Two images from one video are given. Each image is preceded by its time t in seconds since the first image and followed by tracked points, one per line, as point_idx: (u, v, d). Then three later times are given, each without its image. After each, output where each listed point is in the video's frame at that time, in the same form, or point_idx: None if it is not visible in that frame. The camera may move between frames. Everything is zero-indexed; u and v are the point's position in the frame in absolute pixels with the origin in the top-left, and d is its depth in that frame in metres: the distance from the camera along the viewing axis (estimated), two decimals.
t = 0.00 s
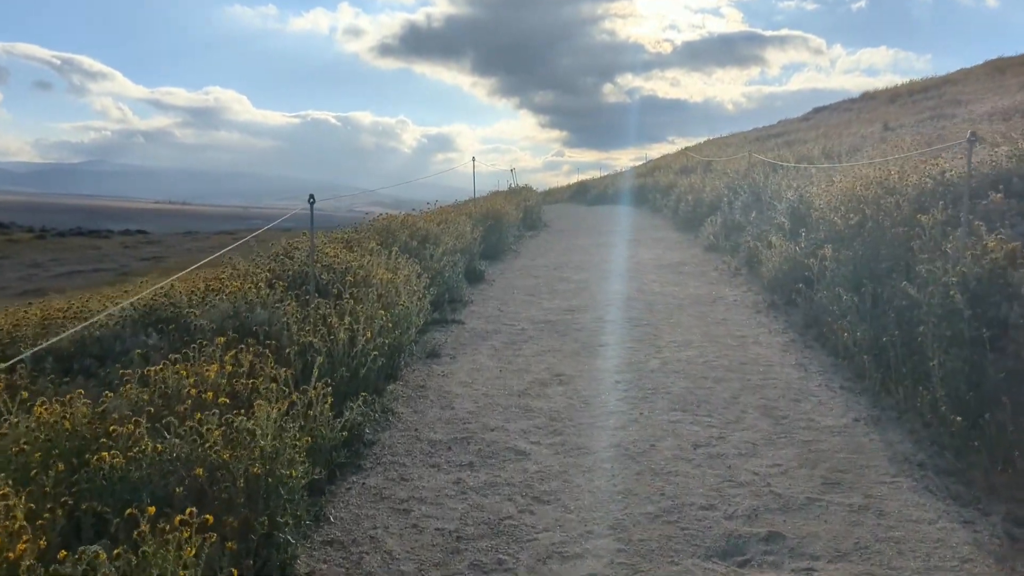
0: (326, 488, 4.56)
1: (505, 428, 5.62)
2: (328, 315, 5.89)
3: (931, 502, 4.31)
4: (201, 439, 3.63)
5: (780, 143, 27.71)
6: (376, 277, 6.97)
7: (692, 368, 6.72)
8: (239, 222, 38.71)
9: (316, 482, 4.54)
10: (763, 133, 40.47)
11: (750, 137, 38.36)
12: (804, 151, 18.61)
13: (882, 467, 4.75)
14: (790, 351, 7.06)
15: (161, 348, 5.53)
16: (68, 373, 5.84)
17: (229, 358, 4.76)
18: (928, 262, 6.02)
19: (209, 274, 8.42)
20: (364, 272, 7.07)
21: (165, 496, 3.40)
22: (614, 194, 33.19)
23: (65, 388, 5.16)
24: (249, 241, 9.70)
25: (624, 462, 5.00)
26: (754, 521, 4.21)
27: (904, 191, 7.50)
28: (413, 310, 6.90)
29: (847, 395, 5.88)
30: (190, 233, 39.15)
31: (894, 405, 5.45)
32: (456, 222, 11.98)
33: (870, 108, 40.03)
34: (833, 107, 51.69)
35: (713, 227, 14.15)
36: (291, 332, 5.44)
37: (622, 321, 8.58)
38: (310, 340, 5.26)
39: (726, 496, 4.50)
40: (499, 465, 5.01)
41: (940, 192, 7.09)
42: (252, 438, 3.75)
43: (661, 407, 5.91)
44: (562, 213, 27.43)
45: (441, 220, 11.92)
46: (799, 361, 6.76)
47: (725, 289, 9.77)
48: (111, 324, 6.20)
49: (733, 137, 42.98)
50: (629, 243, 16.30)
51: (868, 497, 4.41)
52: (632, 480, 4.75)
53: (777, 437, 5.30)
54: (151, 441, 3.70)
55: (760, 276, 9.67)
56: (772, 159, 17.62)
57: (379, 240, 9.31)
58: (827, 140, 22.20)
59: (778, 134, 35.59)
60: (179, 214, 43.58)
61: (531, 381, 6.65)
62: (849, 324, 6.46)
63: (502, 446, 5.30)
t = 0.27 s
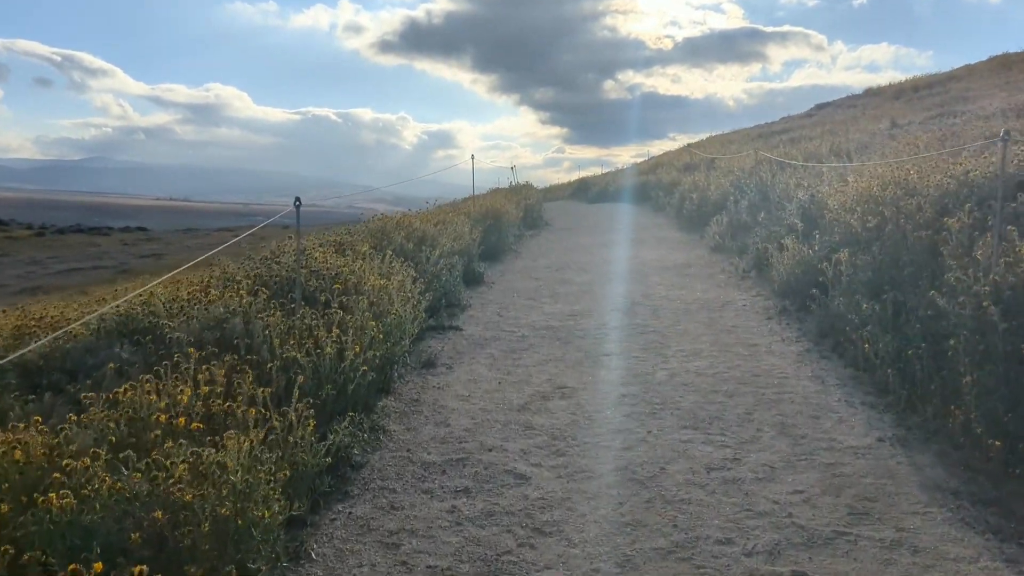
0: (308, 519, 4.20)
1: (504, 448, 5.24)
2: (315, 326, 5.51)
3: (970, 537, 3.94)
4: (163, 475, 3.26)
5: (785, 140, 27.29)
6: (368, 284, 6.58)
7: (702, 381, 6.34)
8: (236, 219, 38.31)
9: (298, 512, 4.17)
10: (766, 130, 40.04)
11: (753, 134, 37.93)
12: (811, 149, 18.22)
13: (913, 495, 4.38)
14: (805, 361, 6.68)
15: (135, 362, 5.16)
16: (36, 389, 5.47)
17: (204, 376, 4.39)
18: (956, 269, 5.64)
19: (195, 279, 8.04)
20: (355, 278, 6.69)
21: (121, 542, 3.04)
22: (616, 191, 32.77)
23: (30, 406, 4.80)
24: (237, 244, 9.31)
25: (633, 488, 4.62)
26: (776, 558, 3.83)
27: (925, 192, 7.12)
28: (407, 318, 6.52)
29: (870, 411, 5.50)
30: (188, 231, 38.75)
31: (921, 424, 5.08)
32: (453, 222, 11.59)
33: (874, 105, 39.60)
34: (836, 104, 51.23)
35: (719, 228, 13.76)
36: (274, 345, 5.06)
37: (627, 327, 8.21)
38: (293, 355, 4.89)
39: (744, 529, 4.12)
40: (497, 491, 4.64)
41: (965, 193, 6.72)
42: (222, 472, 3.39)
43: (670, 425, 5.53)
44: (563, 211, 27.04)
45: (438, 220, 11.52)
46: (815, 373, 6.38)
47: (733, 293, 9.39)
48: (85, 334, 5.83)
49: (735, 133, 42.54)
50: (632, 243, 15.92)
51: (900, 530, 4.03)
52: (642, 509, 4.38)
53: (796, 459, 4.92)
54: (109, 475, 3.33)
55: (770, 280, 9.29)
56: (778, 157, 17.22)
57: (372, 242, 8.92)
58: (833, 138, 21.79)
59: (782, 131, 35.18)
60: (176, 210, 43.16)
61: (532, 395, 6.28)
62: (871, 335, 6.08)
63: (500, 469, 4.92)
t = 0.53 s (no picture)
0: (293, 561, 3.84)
1: (506, 476, 4.89)
2: (303, 345, 5.16)
3: None
4: (127, 525, 2.90)
5: (788, 142, 26.96)
6: (361, 297, 6.23)
7: (716, 401, 5.99)
8: (234, 222, 37.95)
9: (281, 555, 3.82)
10: (767, 131, 39.74)
11: (755, 136, 37.58)
12: (817, 151, 17.89)
13: (952, 531, 4.03)
14: (823, 378, 6.34)
15: (109, 384, 4.80)
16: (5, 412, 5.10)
17: (180, 404, 4.05)
18: (989, 284, 5.30)
19: (181, 291, 7.69)
20: (348, 292, 6.33)
21: None
22: (617, 193, 32.43)
23: None
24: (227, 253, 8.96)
25: (646, 523, 4.27)
26: None
27: (947, 199, 6.79)
28: (402, 335, 6.17)
29: (897, 435, 5.15)
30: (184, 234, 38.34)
31: (956, 452, 4.73)
32: (452, 229, 11.23)
33: (877, 106, 39.28)
34: (837, 105, 50.93)
35: (724, 233, 13.42)
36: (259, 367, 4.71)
37: (633, 340, 7.86)
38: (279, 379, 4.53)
39: (770, 571, 3.77)
40: (498, 526, 4.28)
41: (991, 201, 6.38)
42: (193, 520, 3.03)
43: (684, 449, 5.18)
44: (563, 214, 26.69)
45: (436, 227, 11.17)
46: (836, 392, 6.04)
47: (743, 302, 9.05)
48: (59, 352, 5.46)
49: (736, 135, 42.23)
50: (634, 248, 15.57)
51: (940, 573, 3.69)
52: (657, 547, 4.03)
53: (822, 489, 4.57)
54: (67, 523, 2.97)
55: (781, 288, 8.95)
56: (783, 159, 16.87)
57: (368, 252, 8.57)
58: (838, 140, 21.45)
59: (784, 133, 34.85)
60: (173, 213, 42.82)
61: (536, 415, 5.92)
62: (895, 353, 5.74)
63: (502, 500, 4.56)
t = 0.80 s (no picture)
0: None
1: (510, 504, 4.50)
2: (290, 363, 4.78)
3: None
4: None
5: (791, 145, 26.60)
6: (353, 309, 5.85)
7: (732, 419, 5.61)
8: (229, 226, 37.53)
9: None
10: (768, 133, 39.42)
11: (756, 138, 37.24)
12: (823, 153, 17.54)
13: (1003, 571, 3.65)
14: (845, 394, 5.96)
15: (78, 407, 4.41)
16: None
17: (150, 431, 3.67)
18: None
19: (165, 301, 7.30)
20: (339, 303, 5.95)
21: None
22: (617, 196, 32.05)
23: None
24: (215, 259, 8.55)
25: (664, 560, 3.89)
26: None
27: (975, 203, 6.42)
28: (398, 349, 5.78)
29: (931, 459, 4.78)
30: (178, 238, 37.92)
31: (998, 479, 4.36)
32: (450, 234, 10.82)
33: (878, 108, 38.97)
34: (837, 107, 50.64)
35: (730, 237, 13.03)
36: (240, 389, 4.32)
37: (641, 351, 7.47)
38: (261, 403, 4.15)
39: None
40: (502, 564, 3.90)
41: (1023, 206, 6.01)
42: None
43: (700, 474, 4.80)
44: (563, 218, 26.31)
45: (433, 231, 10.76)
46: (860, 409, 5.66)
47: (754, 311, 8.67)
48: (26, 370, 5.07)
49: (736, 138, 41.90)
50: (637, 253, 15.19)
51: None
52: None
53: (854, 519, 4.19)
54: None
55: (793, 296, 8.58)
56: (789, 161, 16.52)
57: (361, 259, 8.16)
58: (843, 141, 21.08)
59: (785, 135, 34.52)
60: (168, 217, 42.39)
61: (541, 435, 5.54)
62: (926, 368, 5.37)
63: (506, 534, 4.18)
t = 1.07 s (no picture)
0: None
1: (513, 545, 4.15)
2: (275, 393, 4.44)
3: None
4: None
5: (795, 150, 26.26)
6: (346, 329, 5.51)
7: (750, 446, 5.25)
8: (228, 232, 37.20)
9: None
10: (770, 139, 39.10)
11: (758, 143, 36.87)
12: (830, 159, 17.20)
13: None
14: (869, 418, 5.60)
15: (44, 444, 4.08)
16: None
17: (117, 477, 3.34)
18: None
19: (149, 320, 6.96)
20: (331, 323, 5.61)
21: None
22: (619, 202, 31.71)
23: None
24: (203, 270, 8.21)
25: None
26: None
27: (1005, 216, 6.08)
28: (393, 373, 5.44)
29: (969, 494, 4.43)
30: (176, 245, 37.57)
31: None
32: (449, 243, 10.46)
33: (881, 113, 38.66)
34: (840, 112, 50.35)
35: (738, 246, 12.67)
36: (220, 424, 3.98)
37: (651, 370, 7.11)
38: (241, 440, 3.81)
39: None
40: None
41: None
42: None
43: (719, 509, 4.44)
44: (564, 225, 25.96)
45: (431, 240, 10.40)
46: (887, 436, 5.31)
47: (766, 325, 8.31)
48: None
49: (738, 143, 41.59)
50: (641, 262, 14.83)
51: None
52: None
53: (890, 564, 3.83)
54: None
55: (808, 310, 8.23)
56: (796, 168, 16.18)
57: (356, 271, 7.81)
58: (849, 147, 20.73)
59: (789, 140, 34.20)
60: (166, 223, 42.05)
61: (546, 465, 5.19)
62: (960, 394, 5.02)
63: None
